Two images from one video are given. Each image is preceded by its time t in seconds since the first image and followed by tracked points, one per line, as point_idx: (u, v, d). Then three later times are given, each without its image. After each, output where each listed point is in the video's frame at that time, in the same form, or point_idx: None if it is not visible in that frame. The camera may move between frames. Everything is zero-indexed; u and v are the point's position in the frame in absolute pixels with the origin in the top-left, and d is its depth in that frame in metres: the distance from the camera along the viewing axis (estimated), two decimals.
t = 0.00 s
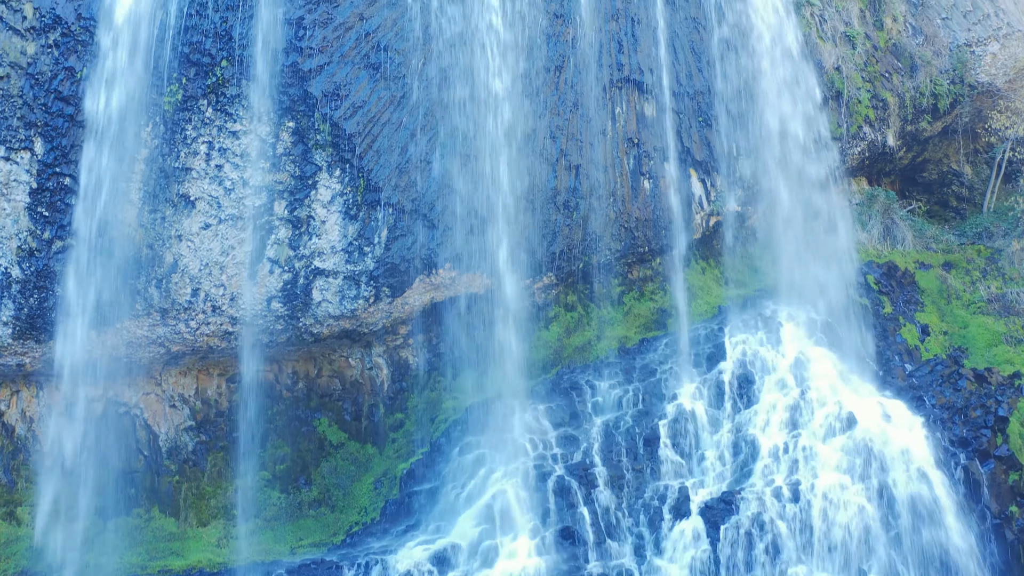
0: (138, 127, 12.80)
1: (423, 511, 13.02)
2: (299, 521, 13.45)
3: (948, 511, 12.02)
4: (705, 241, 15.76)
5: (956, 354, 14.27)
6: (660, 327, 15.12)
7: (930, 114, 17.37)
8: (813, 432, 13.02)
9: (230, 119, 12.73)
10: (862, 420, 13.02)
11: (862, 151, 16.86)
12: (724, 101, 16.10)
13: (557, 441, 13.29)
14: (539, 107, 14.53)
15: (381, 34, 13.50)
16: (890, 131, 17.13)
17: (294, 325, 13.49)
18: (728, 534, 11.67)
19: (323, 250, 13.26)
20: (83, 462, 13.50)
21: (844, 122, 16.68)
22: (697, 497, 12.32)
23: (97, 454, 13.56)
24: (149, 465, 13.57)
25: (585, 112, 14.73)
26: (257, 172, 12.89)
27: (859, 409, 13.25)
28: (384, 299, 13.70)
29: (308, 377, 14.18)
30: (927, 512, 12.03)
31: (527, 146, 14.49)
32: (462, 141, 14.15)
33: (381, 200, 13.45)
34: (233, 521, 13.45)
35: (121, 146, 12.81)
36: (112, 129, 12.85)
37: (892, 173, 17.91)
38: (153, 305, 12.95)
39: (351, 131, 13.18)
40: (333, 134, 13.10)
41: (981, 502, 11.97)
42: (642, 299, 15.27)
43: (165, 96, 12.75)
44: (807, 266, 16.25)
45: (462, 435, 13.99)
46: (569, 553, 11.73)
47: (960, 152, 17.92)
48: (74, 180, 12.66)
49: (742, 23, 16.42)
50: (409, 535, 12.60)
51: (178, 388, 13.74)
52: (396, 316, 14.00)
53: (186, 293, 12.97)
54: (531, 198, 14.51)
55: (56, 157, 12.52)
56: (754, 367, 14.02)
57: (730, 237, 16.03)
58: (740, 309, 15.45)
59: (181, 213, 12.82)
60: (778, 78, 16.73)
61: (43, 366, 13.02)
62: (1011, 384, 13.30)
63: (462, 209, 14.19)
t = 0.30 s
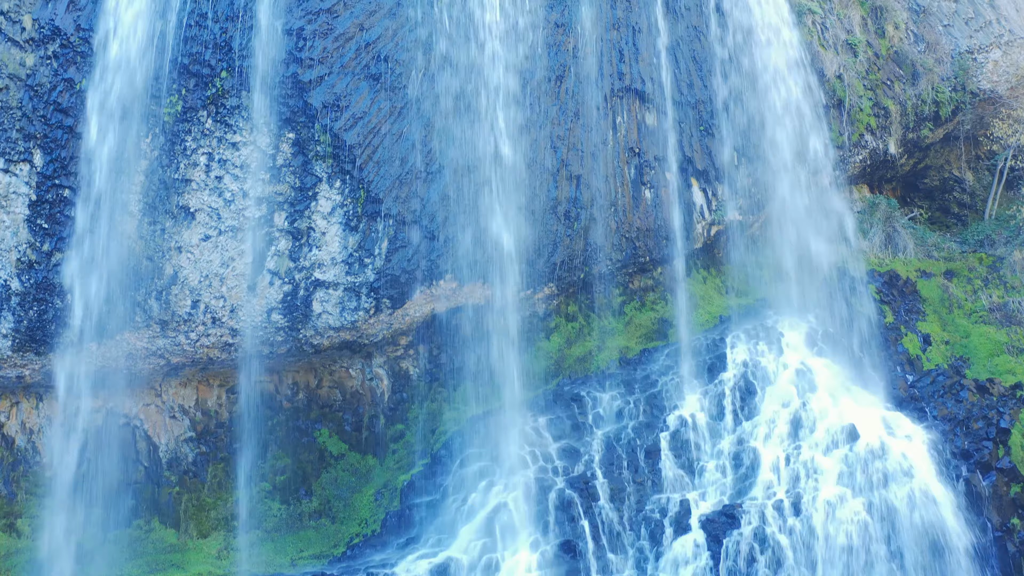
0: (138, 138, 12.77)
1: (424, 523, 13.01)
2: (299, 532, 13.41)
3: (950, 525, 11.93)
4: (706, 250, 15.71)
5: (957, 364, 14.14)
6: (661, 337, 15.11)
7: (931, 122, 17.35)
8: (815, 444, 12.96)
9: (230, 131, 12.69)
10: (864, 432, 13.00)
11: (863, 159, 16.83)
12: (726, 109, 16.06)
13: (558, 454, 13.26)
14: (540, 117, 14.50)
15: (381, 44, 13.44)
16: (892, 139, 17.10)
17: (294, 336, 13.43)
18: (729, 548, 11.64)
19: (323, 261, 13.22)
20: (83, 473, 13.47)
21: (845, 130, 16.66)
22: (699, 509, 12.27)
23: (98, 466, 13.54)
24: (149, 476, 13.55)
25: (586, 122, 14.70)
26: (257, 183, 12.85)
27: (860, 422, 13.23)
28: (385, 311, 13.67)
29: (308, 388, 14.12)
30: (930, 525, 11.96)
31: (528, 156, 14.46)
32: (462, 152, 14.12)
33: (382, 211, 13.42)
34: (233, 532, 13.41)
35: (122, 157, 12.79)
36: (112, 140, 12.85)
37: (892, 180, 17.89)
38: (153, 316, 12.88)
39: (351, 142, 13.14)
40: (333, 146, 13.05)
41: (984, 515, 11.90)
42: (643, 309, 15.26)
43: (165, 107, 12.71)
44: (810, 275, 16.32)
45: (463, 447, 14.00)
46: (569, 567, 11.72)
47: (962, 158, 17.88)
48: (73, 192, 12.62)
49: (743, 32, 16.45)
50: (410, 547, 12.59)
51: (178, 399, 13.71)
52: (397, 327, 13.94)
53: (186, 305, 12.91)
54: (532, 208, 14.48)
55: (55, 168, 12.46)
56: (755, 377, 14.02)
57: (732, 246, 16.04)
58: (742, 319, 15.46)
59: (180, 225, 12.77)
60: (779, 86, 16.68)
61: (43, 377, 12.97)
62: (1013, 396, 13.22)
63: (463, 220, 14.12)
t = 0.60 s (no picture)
0: (137, 150, 12.77)
1: (424, 536, 12.96)
2: (299, 543, 13.39)
3: (952, 539, 11.97)
4: (707, 259, 15.75)
5: (959, 374, 14.15)
6: (662, 348, 15.16)
7: (933, 130, 17.27)
8: (816, 456, 12.96)
9: (230, 142, 12.61)
10: (866, 444, 12.99)
11: (865, 167, 16.79)
12: (727, 119, 16.05)
13: (558, 466, 13.27)
14: (540, 127, 14.45)
15: (381, 55, 13.40)
16: (894, 147, 17.06)
17: (294, 347, 13.40)
18: (731, 562, 11.62)
19: (323, 273, 13.17)
20: (82, 485, 13.42)
21: (846, 139, 16.61)
22: (700, 522, 12.26)
23: (97, 478, 13.50)
24: (150, 488, 13.49)
25: (587, 132, 14.69)
26: (257, 195, 12.77)
27: (862, 434, 13.17)
28: (386, 322, 13.67)
29: (308, 399, 14.09)
30: (930, 539, 11.97)
31: (529, 166, 14.44)
32: (462, 163, 14.11)
33: (382, 223, 13.39)
34: (233, 543, 13.37)
35: (121, 169, 12.77)
36: (110, 152, 12.82)
37: (894, 187, 17.75)
38: (153, 328, 12.82)
39: (351, 153, 13.10)
40: (333, 157, 13.01)
41: (986, 527, 11.95)
42: (644, 319, 15.27)
43: (165, 118, 12.65)
44: (812, 285, 16.29)
45: (464, 460, 13.90)
46: None
47: (963, 164, 17.85)
48: (72, 204, 12.60)
49: (743, 41, 16.46)
50: (410, 561, 12.54)
51: (178, 411, 13.65)
52: (397, 338, 13.94)
53: (185, 317, 12.84)
54: (533, 219, 14.45)
55: (54, 181, 12.41)
56: (756, 389, 13.96)
57: (733, 255, 16.08)
58: (744, 329, 15.45)
59: (180, 237, 12.69)
60: (779, 94, 16.66)
61: (42, 390, 12.95)
62: (1014, 407, 13.26)
63: (463, 231, 14.12)
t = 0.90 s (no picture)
0: (137, 161, 12.68)
1: (424, 549, 12.94)
2: (299, 555, 13.35)
3: (952, 552, 11.88)
4: (708, 268, 15.73)
5: (960, 383, 14.07)
6: (663, 358, 15.12)
7: (934, 137, 17.25)
8: (817, 468, 12.91)
9: (230, 153, 12.58)
10: (866, 455, 13.01)
11: (866, 175, 16.78)
12: (727, 127, 16.04)
13: (559, 478, 13.23)
14: (540, 137, 14.44)
15: (381, 65, 13.34)
16: (895, 155, 17.05)
17: (294, 359, 13.35)
18: None
19: (323, 284, 13.13)
20: (81, 496, 13.36)
21: (847, 147, 16.57)
22: (700, 536, 12.22)
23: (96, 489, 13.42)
24: (149, 498, 13.41)
25: (588, 141, 14.67)
26: (256, 206, 12.73)
27: (863, 446, 13.17)
28: (385, 333, 13.64)
29: (308, 410, 14.06)
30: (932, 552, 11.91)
31: (529, 176, 14.41)
32: (463, 174, 14.07)
33: (381, 234, 13.34)
34: (233, 556, 13.34)
35: (120, 181, 12.70)
36: (109, 164, 12.76)
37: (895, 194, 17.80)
38: (152, 340, 12.76)
39: (350, 164, 13.05)
40: (333, 168, 12.96)
41: (986, 539, 11.85)
42: (645, 329, 15.27)
43: (164, 129, 12.58)
44: (811, 296, 16.25)
45: (464, 472, 13.94)
46: None
47: (964, 171, 17.83)
48: (70, 216, 12.52)
49: (744, 49, 16.39)
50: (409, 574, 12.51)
51: (178, 421, 13.59)
52: (398, 349, 13.94)
53: (185, 329, 12.79)
54: (533, 229, 14.44)
55: (53, 193, 12.35)
56: (757, 400, 13.95)
57: (733, 265, 16.07)
58: (744, 339, 15.45)
59: (179, 249, 12.65)
60: (780, 102, 16.59)
61: (41, 402, 12.84)
62: (1016, 418, 13.10)
63: (463, 242, 14.09)
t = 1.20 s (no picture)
0: (137, 172, 12.65)
1: (425, 562, 12.91)
2: (300, 566, 13.31)
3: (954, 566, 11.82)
4: (709, 277, 15.71)
5: (963, 395, 13.98)
6: (664, 368, 15.10)
7: (937, 145, 17.16)
8: (819, 481, 12.89)
9: (229, 164, 12.53)
10: (869, 467, 12.93)
11: (868, 184, 16.78)
12: (727, 136, 15.99)
13: (560, 492, 13.21)
14: (540, 147, 14.43)
15: (381, 76, 13.30)
16: (897, 163, 17.00)
17: (294, 371, 13.28)
18: None
19: (323, 296, 13.08)
20: (81, 507, 13.31)
21: (849, 156, 16.51)
22: (702, 549, 12.21)
23: (96, 501, 13.37)
24: (150, 509, 13.37)
25: (589, 152, 14.66)
26: (257, 218, 12.67)
27: (866, 459, 13.08)
28: (386, 345, 13.58)
29: (308, 420, 14.05)
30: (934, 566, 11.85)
31: (530, 187, 14.39)
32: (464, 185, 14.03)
33: (382, 245, 13.29)
34: (234, 568, 13.31)
35: (119, 193, 12.69)
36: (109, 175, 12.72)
37: (896, 201, 17.77)
38: (152, 352, 12.67)
39: (350, 176, 13.01)
40: (334, 180, 12.92)
41: (989, 552, 11.79)
42: (647, 339, 15.23)
43: (164, 140, 12.55)
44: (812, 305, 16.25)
45: (464, 485, 13.94)
46: None
47: (966, 176, 17.78)
48: (70, 229, 12.51)
49: (745, 58, 16.39)
50: None
51: (178, 432, 13.55)
52: (399, 361, 13.87)
53: (185, 341, 12.68)
54: (533, 239, 14.41)
55: (53, 205, 12.35)
56: (758, 411, 13.92)
57: (734, 274, 16.04)
58: (745, 349, 15.45)
59: (179, 260, 12.56)
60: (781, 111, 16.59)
61: (42, 413, 12.82)
62: (1018, 428, 13.05)
63: (464, 253, 14.03)
